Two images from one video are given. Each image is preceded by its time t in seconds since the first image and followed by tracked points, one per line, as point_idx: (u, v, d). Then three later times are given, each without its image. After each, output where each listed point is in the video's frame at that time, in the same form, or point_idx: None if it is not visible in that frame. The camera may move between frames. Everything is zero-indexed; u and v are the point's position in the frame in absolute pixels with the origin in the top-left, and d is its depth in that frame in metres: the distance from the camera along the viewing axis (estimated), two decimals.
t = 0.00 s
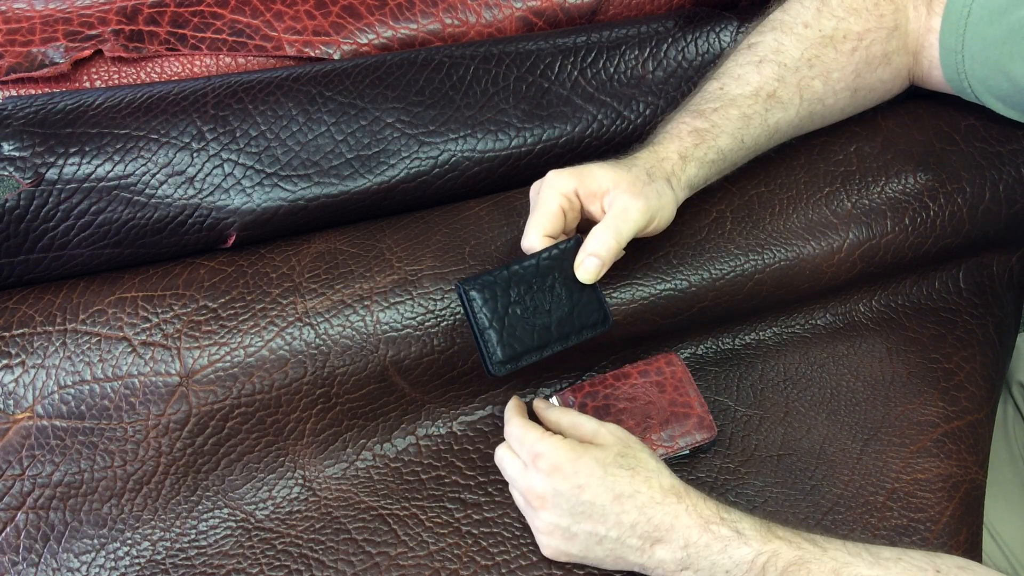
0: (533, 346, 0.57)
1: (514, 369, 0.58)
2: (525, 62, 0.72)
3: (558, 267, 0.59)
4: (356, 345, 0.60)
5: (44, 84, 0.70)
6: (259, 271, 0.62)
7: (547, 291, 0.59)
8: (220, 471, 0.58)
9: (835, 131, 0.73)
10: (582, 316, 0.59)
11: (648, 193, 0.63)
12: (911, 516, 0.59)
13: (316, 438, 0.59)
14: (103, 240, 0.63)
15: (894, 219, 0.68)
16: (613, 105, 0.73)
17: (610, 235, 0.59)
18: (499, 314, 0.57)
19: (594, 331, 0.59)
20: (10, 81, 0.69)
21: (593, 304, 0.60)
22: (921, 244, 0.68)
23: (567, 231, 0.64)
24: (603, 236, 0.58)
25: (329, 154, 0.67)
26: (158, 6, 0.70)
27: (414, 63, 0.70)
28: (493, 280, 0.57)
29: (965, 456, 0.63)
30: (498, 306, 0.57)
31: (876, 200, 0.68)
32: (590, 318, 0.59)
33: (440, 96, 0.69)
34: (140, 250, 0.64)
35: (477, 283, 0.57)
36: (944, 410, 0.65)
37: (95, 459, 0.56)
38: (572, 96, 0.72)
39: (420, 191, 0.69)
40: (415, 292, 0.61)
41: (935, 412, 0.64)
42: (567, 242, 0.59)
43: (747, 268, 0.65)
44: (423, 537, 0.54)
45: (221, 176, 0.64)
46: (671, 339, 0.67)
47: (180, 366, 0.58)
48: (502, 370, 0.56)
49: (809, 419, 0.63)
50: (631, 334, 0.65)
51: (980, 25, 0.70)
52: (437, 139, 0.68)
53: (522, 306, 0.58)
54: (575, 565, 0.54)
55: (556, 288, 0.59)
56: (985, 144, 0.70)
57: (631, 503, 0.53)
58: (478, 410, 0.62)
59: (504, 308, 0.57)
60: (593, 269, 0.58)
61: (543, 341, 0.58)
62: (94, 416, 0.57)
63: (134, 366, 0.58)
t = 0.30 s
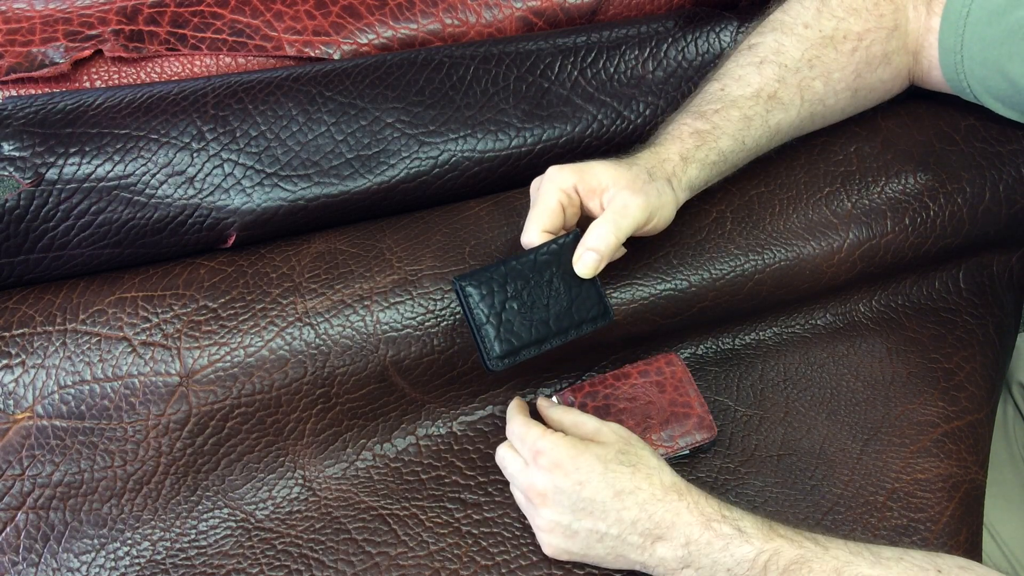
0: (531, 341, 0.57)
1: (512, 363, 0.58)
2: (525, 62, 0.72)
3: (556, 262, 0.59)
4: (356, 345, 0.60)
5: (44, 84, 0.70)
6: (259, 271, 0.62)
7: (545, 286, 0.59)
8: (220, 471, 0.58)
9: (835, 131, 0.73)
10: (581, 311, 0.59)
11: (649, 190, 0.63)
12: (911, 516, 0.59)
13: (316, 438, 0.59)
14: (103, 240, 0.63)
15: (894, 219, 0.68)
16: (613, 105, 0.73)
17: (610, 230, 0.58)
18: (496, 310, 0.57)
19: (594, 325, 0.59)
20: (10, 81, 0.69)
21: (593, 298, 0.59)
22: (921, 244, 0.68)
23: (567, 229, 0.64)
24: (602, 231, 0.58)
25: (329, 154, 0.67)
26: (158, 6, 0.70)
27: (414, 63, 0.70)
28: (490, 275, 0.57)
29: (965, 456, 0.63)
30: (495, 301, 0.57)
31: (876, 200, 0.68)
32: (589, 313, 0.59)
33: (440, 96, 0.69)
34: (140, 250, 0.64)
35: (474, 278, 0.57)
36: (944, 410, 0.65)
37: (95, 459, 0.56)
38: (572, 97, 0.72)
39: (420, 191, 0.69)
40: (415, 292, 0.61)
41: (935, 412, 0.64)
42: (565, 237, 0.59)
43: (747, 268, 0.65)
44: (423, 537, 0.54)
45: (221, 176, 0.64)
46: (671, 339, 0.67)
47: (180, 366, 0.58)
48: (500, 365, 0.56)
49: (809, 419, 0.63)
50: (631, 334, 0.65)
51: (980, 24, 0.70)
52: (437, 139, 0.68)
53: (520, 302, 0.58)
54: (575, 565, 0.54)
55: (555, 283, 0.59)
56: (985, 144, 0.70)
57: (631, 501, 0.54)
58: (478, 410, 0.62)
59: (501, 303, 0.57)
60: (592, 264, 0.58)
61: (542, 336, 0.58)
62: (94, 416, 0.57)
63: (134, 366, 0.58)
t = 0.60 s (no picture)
0: (529, 335, 0.57)
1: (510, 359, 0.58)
2: (525, 62, 0.72)
3: (553, 257, 0.59)
4: (356, 345, 0.60)
5: (44, 84, 0.70)
6: (259, 271, 0.62)
7: (543, 280, 0.59)
8: (220, 471, 0.58)
9: (834, 131, 0.73)
10: (579, 305, 0.59)
11: (646, 186, 0.63)
12: (911, 516, 0.59)
13: (316, 438, 0.59)
14: (103, 240, 0.63)
15: (894, 219, 0.68)
16: (613, 105, 0.73)
17: (606, 225, 0.58)
18: (493, 304, 0.57)
19: (593, 319, 0.59)
20: (10, 81, 0.69)
21: (591, 293, 0.59)
22: (921, 244, 0.68)
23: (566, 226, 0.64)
24: (598, 225, 0.58)
25: (329, 154, 0.67)
26: (158, 6, 0.70)
27: (414, 63, 0.70)
28: (487, 270, 0.58)
29: (965, 455, 0.63)
30: (492, 296, 0.57)
31: (876, 200, 0.68)
32: (588, 307, 0.59)
33: (440, 96, 0.69)
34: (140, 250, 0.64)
35: (471, 273, 0.57)
36: (944, 410, 0.65)
37: (95, 459, 0.56)
38: (572, 97, 0.72)
39: (420, 191, 0.69)
40: (415, 292, 0.61)
41: (935, 412, 0.64)
42: (562, 233, 0.60)
43: (747, 268, 0.65)
44: (423, 537, 0.54)
45: (221, 176, 0.64)
46: (671, 339, 0.67)
47: (180, 366, 0.58)
48: (497, 360, 0.56)
49: (809, 419, 0.63)
50: (631, 334, 0.65)
51: (979, 25, 0.70)
52: (436, 139, 0.68)
53: (517, 296, 0.58)
54: (575, 566, 0.53)
55: (553, 278, 0.59)
56: (985, 144, 0.70)
57: (631, 503, 0.53)
58: (478, 410, 0.62)
59: (498, 298, 0.57)
60: (588, 258, 0.58)
61: (540, 330, 0.58)
62: (94, 416, 0.57)
63: (134, 366, 0.58)
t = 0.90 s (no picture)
0: (528, 333, 0.57)
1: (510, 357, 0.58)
2: (525, 62, 0.72)
3: (552, 256, 0.60)
4: (356, 345, 0.60)
5: (44, 84, 0.70)
6: (259, 271, 0.62)
7: (542, 278, 0.59)
8: (220, 471, 0.58)
9: (834, 131, 0.73)
10: (578, 304, 0.59)
11: (644, 185, 0.63)
12: (911, 516, 0.59)
13: (317, 438, 0.59)
14: (103, 240, 0.63)
15: (894, 219, 0.68)
16: (613, 105, 0.73)
17: (605, 221, 0.59)
18: (491, 301, 0.57)
19: (591, 318, 0.59)
20: (10, 81, 0.69)
21: (590, 292, 0.60)
22: (921, 244, 0.68)
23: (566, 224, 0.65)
24: (596, 222, 0.58)
25: (329, 154, 0.67)
26: (158, 6, 0.70)
27: (414, 63, 0.70)
28: (485, 268, 0.58)
29: (965, 456, 0.63)
30: (490, 293, 0.57)
31: (876, 200, 0.68)
32: (586, 305, 0.59)
33: (440, 96, 0.69)
34: (140, 250, 0.64)
35: (470, 271, 0.58)
36: (945, 410, 0.65)
37: (95, 459, 0.56)
38: (572, 97, 0.72)
39: (420, 191, 0.69)
40: (415, 292, 0.62)
41: (935, 412, 0.64)
42: (561, 231, 0.60)
43: (747, 268, 0.65)
44: (423, 537, 0.54)
45: (221, 176, 0.64)
46: (671, 339, 0.67)
47: (180, 366, 0.58)
48: (496, 357, 0.56)
49: (809, 419, 0.63)
50: (631, 334, 0.65)
51: (980, 26, 0.70)
52: (436, 139, 0.68)
53: (515, 294, 0.58)
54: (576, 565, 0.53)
55: (551, 276, 0.59)
56: (985, 144, 0.70)
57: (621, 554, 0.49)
58: (478, 410, 0.62)
59: (496, 295, 0.58)
60: (587, 255, 0.58)
61: (537, 327, 0.58)
62: (94, 416, 0.57)
63: (134, 366, 0.58)
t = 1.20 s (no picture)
0: (524, 331, 0.58)
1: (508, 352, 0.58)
2: (525, 62, 0.72)
3: (552, 252, 0.60)
4: (356, 345, 0.60)
5: (44, 84, 0.70)
6: (259, 271, 0.62)
7: (540, 276, 0.59)
8: (220, 471, 0.58)
9: (834, 131, 0.73)
10: (576, 301, 0.59)
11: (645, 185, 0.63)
12: (911, 516, 0.59)
13: (317, 438, 0.59)
14: (103, 240, 0.63)
15: (894, 219, 0.68)
16: (613, 105, 0.73)
17: (605, 221, 0.58)
18: (490, 298, 0.58)
19: (590, 316, 0.59)
20: (10, 81, 0.69)
21: (589, 289, 0.60)
22: (920, 244, 0.68)
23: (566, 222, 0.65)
24: (597, 221, 0.58)
25: (329, 154, 0.67)
26: (159, 6, 0.70)
27: (414, 63, 0.70)
28: (485, 265, 0.58)
29: (965, 456, 0.63)
30: (489, 290, 0.58)
31: (876, 200, 0.68)
32: (585, 303, 0.59)
33: (440, 96, 0.69)
34: (140, 250, 0.64)
35: (469, 267, 0.58)
36: (945, 410, 0.65)
37: (95, 459, 0.56)
38: (572, 97, 0.72)
39: (420, 191, 0.69)
40: (415, 293, 0.62)
41: (935, 412, 0.64)
42: (561, 229, 0.60)
43: (747, 268, 0.65)
44: (423, 537, 0.54)
45: (221, 176, 0.64)
46: (671, 339, 0.67)
47: (180, 366, 0.58)
48: (494, 352, 0.57)
49: (809, 419, 0.63)
50: (631, 334, 0.65)
51: (980, 26, 0.70)
52: (436, 139, 0.68)
53: (515, 291, 0.58)
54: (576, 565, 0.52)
55: (550, 273, 0.59)
56: (985, 144, 0.70)
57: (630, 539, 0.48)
58: (478, 410, 0.62)
59: (495, 292, 0.58)
60: (586, 253, 0.57)
61: (536, 325, 0.58)
62: (94, 416, 0.57)
63: (134, 366, 0.58)
